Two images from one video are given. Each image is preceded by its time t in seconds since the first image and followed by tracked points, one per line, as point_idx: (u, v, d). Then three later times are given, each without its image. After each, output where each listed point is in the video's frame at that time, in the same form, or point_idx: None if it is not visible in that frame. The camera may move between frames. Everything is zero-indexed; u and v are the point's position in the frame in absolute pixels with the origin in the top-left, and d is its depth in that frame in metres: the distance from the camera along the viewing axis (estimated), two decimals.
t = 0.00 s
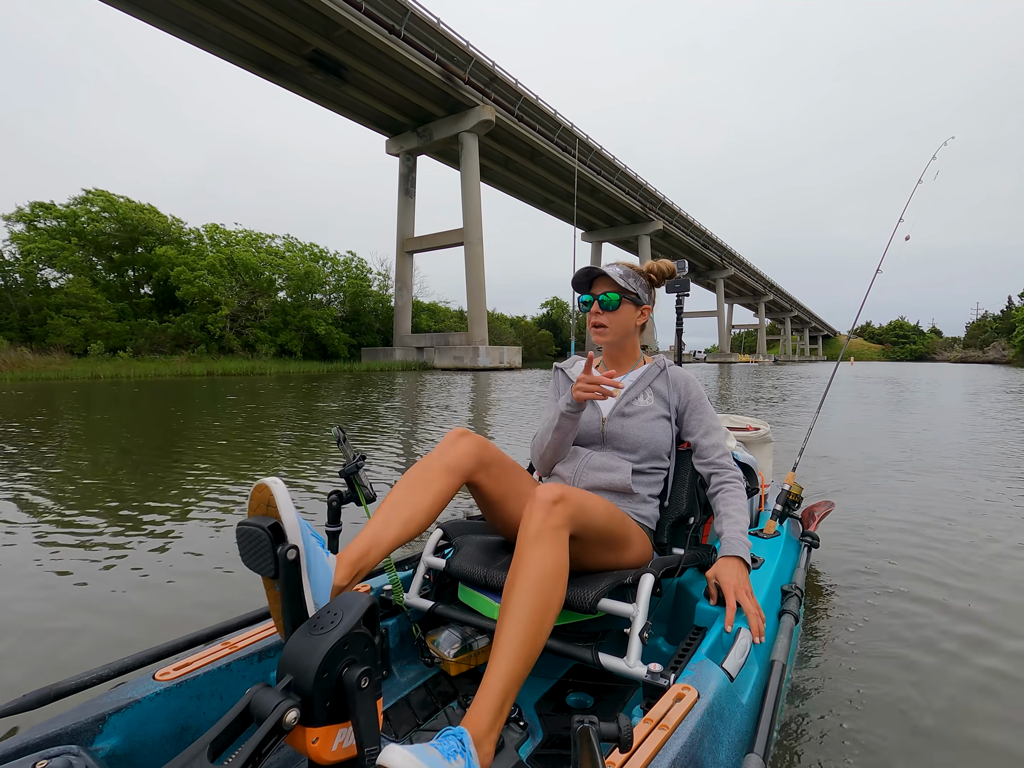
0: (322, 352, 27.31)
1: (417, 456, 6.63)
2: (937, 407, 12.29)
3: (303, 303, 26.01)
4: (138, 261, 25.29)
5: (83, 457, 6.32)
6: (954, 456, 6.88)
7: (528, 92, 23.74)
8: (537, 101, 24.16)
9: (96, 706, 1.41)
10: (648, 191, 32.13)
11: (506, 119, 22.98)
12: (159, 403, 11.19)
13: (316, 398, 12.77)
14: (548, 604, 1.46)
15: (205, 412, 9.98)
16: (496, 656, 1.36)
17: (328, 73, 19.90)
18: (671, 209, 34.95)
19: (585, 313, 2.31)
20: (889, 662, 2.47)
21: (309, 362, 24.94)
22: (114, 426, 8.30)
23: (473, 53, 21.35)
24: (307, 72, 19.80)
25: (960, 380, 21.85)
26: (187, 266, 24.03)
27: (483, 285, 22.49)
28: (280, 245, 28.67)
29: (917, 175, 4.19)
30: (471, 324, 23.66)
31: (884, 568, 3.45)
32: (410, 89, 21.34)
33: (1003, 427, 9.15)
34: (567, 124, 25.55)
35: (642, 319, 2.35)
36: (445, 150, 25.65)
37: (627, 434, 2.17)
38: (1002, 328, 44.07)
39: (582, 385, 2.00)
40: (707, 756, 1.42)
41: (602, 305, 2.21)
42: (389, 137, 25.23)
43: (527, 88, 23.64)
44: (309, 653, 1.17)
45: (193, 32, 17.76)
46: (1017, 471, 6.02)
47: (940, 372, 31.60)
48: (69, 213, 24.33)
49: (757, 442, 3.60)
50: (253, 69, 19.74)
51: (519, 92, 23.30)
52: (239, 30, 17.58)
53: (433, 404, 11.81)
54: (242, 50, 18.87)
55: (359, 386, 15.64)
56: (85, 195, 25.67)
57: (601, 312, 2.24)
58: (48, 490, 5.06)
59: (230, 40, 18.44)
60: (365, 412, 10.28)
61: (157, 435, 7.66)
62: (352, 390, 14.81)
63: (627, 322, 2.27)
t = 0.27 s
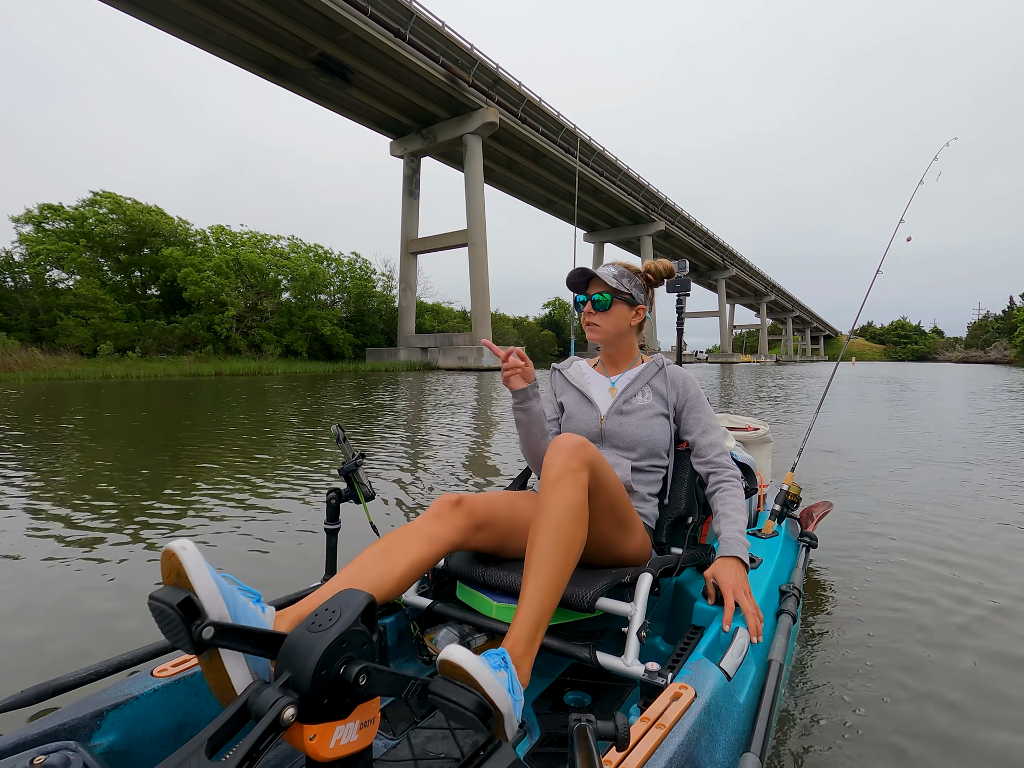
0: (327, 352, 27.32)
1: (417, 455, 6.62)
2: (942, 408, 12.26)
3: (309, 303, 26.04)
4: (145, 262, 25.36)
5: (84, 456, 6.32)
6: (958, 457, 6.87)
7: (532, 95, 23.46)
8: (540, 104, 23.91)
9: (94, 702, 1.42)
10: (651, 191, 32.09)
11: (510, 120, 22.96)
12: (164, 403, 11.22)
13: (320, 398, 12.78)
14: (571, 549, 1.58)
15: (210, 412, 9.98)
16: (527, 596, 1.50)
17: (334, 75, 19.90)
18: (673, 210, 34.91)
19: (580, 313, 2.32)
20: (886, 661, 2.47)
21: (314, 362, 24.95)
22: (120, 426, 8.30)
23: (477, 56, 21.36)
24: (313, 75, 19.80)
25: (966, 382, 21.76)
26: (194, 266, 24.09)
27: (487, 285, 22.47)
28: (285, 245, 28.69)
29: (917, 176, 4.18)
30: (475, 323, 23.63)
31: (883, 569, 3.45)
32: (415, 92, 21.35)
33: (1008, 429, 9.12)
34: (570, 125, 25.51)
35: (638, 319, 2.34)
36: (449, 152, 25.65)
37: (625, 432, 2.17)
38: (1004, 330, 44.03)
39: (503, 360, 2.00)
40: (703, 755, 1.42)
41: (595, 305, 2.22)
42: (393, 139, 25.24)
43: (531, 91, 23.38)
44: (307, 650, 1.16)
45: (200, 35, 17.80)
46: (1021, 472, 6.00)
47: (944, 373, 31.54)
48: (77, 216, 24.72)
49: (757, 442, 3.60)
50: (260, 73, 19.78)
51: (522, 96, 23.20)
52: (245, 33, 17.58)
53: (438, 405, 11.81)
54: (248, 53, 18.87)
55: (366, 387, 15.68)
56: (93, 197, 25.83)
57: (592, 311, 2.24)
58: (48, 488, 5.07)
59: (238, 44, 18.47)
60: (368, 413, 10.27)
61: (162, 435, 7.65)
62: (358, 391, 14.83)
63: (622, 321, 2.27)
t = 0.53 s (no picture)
0: (332, 353, 27.37)
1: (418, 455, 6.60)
2: (945, 407, 12.25)
3: (315, 303, 26.09)
4: (152, 263, 25.46)
5: (90, 457, 6.31)
6: (962, 456, 6.87)
7: (535, 96, 23.69)
8: (544, 104, 24.11)
9: (95, 704, 1.42)
10: (654, 192, 32.11)
11: (514, 122, 23.00)
12: (169, 404, 11.19)
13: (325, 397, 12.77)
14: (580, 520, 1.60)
15: (216, 412, 9.96)
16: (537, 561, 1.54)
17: (339, 78, 19.95)
18: (676, 211, 34.93)
19: (584, 313, 2.32)
20: (885, 661, 2.48)
21: (320, 362, 24.99)
22: (126, 425, 8.29)
23: (482, 58, 21.37)
24: (319, 78, 19.85)
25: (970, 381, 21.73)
26: (202, 266, 24.16)
27: (491, 286, 22.51)
28: (290, 246, 28.73)
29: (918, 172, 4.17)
30: (479, 324, 23.66)
31: (885, 569, 3.44)
32: (420, 94, 21.40)
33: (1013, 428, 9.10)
34: (574, 127, 25.54)
35: (642, 319, 2.35)
36: (453, 154, 25.69)
37: (627, 432, 2.17)
38: (1006, 328, 43.91)
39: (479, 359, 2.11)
40: (706, 756, 1.42)
41: (600, 305, 2.22)
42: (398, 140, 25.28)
43: (534, 92, 23.58)
44: (309, 652, 1.17)
45: (207, 39, 17.87)
46: None
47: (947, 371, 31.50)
48: (86, 217, 24.76)
49: (757, 442, 3.60)
50: (267, 76, 19.86)
51: (526, 96, 23.26)
52: (252, 36, 17.63)
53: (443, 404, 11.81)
54: (255, 55, 18.94)
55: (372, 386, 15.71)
56: (101, 198, 25.93)
57: (596, 313, 2.25)
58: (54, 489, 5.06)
59: (246, 48, 18.56)
60: (372, 412, 10.24)
61: (168, 435, 7.63)
62: (363, 390, 14.82)
63: (626, 322, 2.27)
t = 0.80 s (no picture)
0: (338, 353, 27.36)
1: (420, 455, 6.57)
2: (950, 407, 12.25)
3: (321, 303, 26.09)
4: (160, 263, 25.52)
5: (93, 457, 6.29)
6: (967, 456, 6.87)
7: (539, 97, 23.71)
8: (548, 105, 24.13)
9: (97, 704, 1.41)
10: (656, 192, 32.11)
11: (518, 123, 22.98)
12: (174, 403, 11.15)
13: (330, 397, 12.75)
14: (568, 508, 1.59)
15: (221, 412, 9.93)
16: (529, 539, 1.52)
17: (345, 80, 19.94)
18: (678, 211, 34.92)
19: (591, 312, 2.29)
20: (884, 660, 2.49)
21: (326, 362, 24.98)
22: (133, 426, 8.27)
23: (486, 60, 21.33)
24: (326, 80, 19.84)
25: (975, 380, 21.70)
26: (210, 267, 24.20)
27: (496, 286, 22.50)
28: (296, 247, 28.71)
29: (920, 172, 4.16)
30: (483, 324, 23.64)
31: (885, 568, 3.44)
32: (426, 96, 21.42)
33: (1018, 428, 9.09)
34: (577, 128, 25.53)
35: (645, 318, 2.35)
36: (457, 155, 25.67)
37: (628, 432, 2.17)
38: (1008, 327, 43.87)
39: (570, 384, 2.07)
40: (707, 755, 1.42)
41: (611, 303, 2.21)
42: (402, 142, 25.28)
43: (538, 93, 23.61)
44: (310, 651, 1.16)
45: (215, 42, 17.90)
46: None
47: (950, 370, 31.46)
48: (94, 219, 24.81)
49: (757, 441, 3.60)
50: (274, 78, 19.88)
51: (530, 98, 23.28)
52: (260, 39, 17.64)
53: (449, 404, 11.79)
54: (262, 58, 18.95)
55: (379, 386, 15.73)
56: (109, 199, 26.04)
57: (606, 309, 2.23)
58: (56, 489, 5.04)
59: (253, 51, 18.59)
60: (376, 412, 10.21)
61: (174, 435, 7.61)
62: (370, 389, 14.82)
63: (633, 320, 2.28)
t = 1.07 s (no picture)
0: (344, 353, 27.40)
1: (420, 455, 6.55)
2: (953, 407, 12.24)
3: (327, 303, 26.12)
4: (168, 265, 25.64)
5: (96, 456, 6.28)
6: (970, 457, 6.87)
7: (544, 99, 23.66)
8: (553, 107, 24.09)
9: (94, 702, 1.42)
10: (660, 193, 32.06)
11: (523, 125, 22.97)
12: (180, 403, 11.16)
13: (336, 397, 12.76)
14: (536, 529, 1.53)
15: (225, 412, 9.91)
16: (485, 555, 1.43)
17: (352, 83, 19.95)
18: (682, 212, 34.88)
19: (596, 310, 2.30)
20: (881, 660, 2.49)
21: (332, 362, 25.03)
22: (138, 426, 8.26)
23: (492, 63, 21.28)
24: (333, 84, 19.83)
25: (977, 381, 21.68)
26: (218, 269, 24.29)
27: (500, 287, 22.50)
28: (302, 247, 28.75)
29: (921, 174, 4.15)
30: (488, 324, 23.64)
31: (884, 569, 3.44)
32: (432, 99, 21.43)
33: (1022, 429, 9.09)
34: (582, 129, 25.47)
35: (650, 319, 2.36)
36: (463, 156, 25.66)
37: (627, 433, 2.17)
38: (1013, 329, 43.72)
39: (543, 370, 2.08)
40: (704, 755, 1.42)
41: (619, 303, 2.22)
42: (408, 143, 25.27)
43: (543, 95, 23.57)
44: (308, 650, 1.16)
45: (225, 46, 17.94)
46: None
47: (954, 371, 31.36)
48: (104, 221, 24.92)
49: (756, 442, 3.60)
50: (281, 82, 19.87)
51: (535, 99, 23.27)
52: (268, 43, 17.67)
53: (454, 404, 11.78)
54: (270, 62, 18.98)
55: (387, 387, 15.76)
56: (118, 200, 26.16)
57: (616, 309, 2.24)
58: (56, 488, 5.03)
59: (262, 55, 18.61)
60: (380, 412, 10.19)
61: (179, 435, 7.59)
62: (376, 390, 14.84)
63: (639, 321, 2.28)
